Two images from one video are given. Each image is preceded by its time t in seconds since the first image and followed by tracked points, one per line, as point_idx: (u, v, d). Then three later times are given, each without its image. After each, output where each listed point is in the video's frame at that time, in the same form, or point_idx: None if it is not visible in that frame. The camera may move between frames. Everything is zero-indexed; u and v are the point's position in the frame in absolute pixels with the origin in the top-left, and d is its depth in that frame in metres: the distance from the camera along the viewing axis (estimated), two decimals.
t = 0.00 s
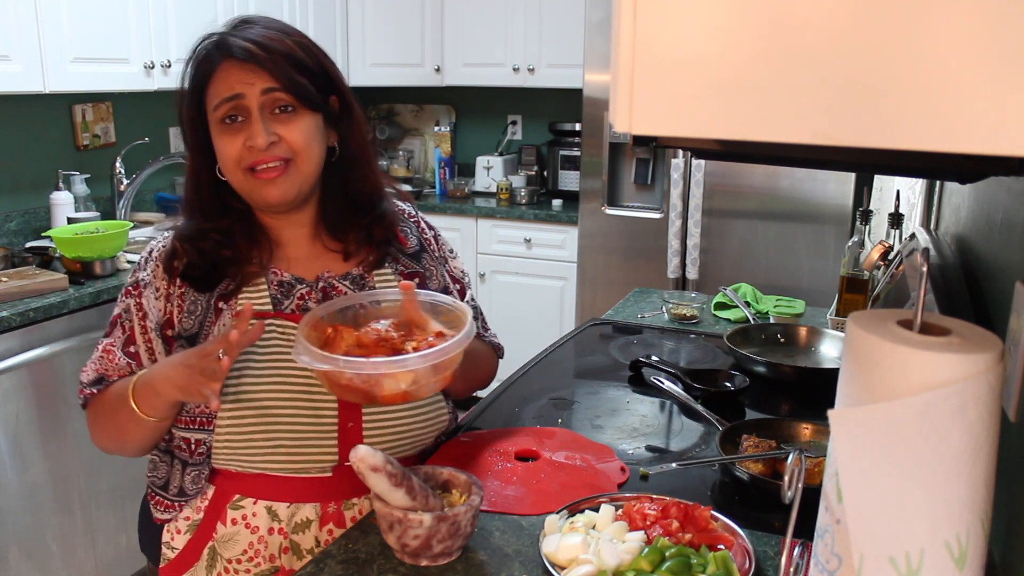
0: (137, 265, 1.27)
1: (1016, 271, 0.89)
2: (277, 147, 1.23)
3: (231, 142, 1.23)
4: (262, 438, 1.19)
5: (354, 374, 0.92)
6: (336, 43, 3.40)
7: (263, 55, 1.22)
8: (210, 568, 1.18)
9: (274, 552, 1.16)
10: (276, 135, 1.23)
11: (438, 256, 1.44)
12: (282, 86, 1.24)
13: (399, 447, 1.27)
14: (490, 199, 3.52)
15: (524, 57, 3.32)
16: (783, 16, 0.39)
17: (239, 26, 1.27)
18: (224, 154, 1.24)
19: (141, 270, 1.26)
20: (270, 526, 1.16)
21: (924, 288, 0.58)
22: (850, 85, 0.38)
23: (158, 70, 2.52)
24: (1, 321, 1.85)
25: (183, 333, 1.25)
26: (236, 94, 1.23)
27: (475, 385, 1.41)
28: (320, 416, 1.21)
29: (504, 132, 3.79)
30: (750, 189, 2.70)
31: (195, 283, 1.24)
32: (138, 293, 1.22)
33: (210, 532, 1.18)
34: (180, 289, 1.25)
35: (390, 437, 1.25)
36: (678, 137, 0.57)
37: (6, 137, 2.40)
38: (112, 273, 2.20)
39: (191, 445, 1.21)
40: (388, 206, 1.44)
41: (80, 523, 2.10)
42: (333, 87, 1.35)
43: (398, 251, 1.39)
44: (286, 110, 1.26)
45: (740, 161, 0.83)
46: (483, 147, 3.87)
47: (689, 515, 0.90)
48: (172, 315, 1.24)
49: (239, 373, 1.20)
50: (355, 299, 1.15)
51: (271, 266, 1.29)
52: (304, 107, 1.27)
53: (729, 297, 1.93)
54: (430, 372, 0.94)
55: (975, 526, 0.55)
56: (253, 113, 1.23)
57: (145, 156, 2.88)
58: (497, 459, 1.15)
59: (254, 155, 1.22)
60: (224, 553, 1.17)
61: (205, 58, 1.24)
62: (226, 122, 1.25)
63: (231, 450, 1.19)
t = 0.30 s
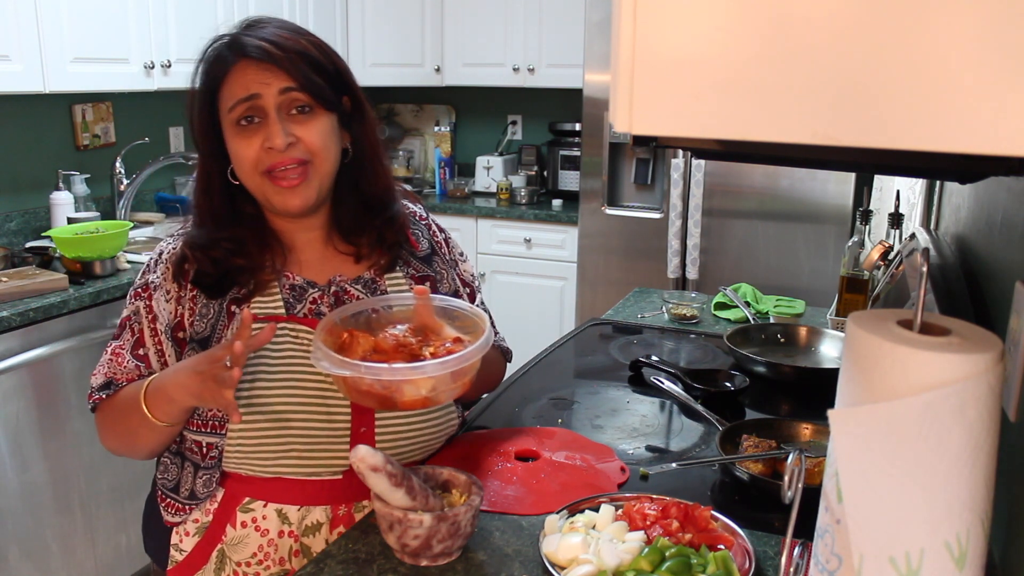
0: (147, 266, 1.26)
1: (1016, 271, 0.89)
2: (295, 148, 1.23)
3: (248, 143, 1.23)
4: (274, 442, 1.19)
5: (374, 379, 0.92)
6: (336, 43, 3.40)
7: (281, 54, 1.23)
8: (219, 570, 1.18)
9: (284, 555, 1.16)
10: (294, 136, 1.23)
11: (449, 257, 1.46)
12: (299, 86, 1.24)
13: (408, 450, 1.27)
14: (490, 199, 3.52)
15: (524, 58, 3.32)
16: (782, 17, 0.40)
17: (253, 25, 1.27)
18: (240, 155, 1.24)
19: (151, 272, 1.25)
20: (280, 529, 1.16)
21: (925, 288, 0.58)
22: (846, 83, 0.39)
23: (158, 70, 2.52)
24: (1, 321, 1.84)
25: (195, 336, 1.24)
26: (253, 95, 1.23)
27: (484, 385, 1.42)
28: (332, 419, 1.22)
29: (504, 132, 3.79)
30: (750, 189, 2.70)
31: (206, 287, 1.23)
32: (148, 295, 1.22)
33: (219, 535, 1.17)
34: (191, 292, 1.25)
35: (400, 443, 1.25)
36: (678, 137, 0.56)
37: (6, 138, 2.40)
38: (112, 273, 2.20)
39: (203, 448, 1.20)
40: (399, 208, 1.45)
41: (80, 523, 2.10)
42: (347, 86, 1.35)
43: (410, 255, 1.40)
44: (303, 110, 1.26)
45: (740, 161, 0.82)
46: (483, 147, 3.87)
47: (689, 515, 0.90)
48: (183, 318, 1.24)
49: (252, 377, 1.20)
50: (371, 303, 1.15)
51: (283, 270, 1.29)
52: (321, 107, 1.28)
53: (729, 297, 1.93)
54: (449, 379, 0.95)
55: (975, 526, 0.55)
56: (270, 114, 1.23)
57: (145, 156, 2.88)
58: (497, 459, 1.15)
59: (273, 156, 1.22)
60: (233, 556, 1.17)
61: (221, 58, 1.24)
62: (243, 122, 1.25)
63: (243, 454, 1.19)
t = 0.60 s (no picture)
0: (141, 264, 1.25)
1: (1016, 272, 0.89)
2: (308, 155, 1.23)
3: (261, 146, 1.23)
4: (270, 442, 1.19)
5: (377, 380, 0.92)
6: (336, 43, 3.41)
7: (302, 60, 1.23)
8: (216, 570, 1.18)
9: (281, 554, 1.16)
10: (308, 142, 1.23)
11: (441, 259, 1.47)
12: (317, 93, 1.25)
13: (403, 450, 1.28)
14: (490, 199, 3.52)
15: (524, 58, 3.32)
16: (783, 17, 0.40)
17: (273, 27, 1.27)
18: (250, 155, 1.24)
19: (145, 271, 1.24)
20: (276, 528, 1.16)
21: (925, 288, 0.58)
22: (846, 83, 0.38)
23: (158, 70, 2.52)
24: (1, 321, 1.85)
25: (188, 335, 1.24)
26: (271, 98, 1.22)
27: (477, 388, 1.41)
28: (326, 417, 1.22)
29: (504, 132, 3.79)
30: (751, 188, 2.70)
31: (199, 286, 1.23)
32: (141, 294, 1.21)
33: (215, 536, 1.17)
34: (184, 291, 1.24)
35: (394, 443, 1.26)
36: (678, 137, 0.56)
37: (6, 138, 2.40)
38: (112, 273, 2.20)
39: (197, 449, 1.20)
40: (400, 217, 1.45)
41: (80, 523, 2.10)
42: (360, 95, 1.36)
43: (404, 258, 1.41)
44: (319, 117, 1.26)
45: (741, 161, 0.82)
46: (483, 147, 3.87)
47: (689, 515, 0.90)
48: (177, 317, 1.24)
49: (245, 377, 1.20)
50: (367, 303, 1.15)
51: (278, 269, 1.29)
52: (337, 115, 1.28)
53: (729, 297, 1.93)
54: (448, 378, 0.95)
55: (975, 526, 0.55)
56: (286, 118, 1.23)
57: (145, 156, 2.88)
58: (497, 459, 1.15)
59: (286, 161, 1.22)
60: (229, 556, 1.17)
61: (239, 58, 1.24)
62: (256, 124, 1.24)
63: (238, 454, 1.19)
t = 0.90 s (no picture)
0: (133, 265, 1.28)
1: (1016, 271, 0.89)
2: (298, 151, 1.23)
3: (252, 141, 1.23)
4: (263, 442, 1.19)
5: (350, 381, 0.92)
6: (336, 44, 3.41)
7: (295, 56, 1.23)
8: (212, 570, 1.17)
9: (277, 553, 1.16)
10: (299, 139, 1.23)
11: (438, 258, 1.46)
12: (309, 91, 1.25)
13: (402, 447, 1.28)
14: (490, 199, 3.52)
15: (524, 58, 3.32)
16: (784, 17, 0.39)
17: (268, 24, 1.27)
18: (241, 151, 1.24)
19: (138, 271, 1.27)
20: (272, 527, 1.16)
21: (925, 288, 0.58)
22: (850, 85, 0.38)
23: (158, 70, 2.52)
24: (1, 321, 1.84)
25: (182, 336, 1.25)
26: (263, 94, 1.23)
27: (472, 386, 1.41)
28: (320, 416, 1.22)
29: (504, 132, 3.79)
30: (751, 188, 2.70)
31: (191, 287, 1.24)
32: (133, 293, 1.25)
33: (211, 536, 1.17)
34: (177, 292, 1.25)
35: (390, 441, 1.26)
36: (678, 137, 0.56)
37: (6, 138, 2.40)
38: (111, 273, 2.20)
39: (193, 449, 1.20)
40: (394, 218, 1.44)
41: (80, 523, 2.10)
42: (354, 95, 1.36)
43: (398, 256, 1.40)
44: (311, 114, 1.26)
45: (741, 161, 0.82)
46: (483, 147, 3.87)
47: (689, 515, 0.90)
48: (169, 317, 1.25)
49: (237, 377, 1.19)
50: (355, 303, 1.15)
51: (269, 269, 1.29)
52: (329, 113, 1.28)
53: (729, 297, 1.93)
54: (426, 377, 0.95)
55: (976, 526, 0.55)
56: (277, 114, 1.23)
57: (145, 156, 2.88)
58: (496, 459, 1.15)
59: (275, 156, 1.22)
60: (226, 555, 1.16)
61: (233, 54, 1.24)
62: (247, 119, 1.24)
63: (233, 454, 1.19)
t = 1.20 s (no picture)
0: (137, 261, 1.28)
1: (1016, 271, 0.89)
2: (292, 144, 1.23)
3: (246, 136, 1.23)
4: (265, 442, 1.19)
5: (339, 381, 0.92)
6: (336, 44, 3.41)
7: (286, 49, 1.23)
8: (214, 570, 1.17)
9: (277, 552, 1.16)
10: (292, 132, 1.23)
11: (443, 262, 1.46)
12: (302, 82, 1.25)
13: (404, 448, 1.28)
14: (490, 199, 3.52)
15: (524, 58, 3.32)
16: (784, 18, 0.40)
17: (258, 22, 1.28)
18: (236, 147, 1.24)
19: (140, 268, 1.28)
20: (273, 526, 1.16)
21: (925, 288, 0.58)
22: (851, 85, 0.38)
23: (158, 70, 2.52)
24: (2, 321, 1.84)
25: (184, 333, 1.24)
26: (255, 87, 1.23)
27: (473, 389, 1.40)
28: (322, 417, 1.22)
29: (504, 132, 3.79)
30: (751, 189, 2.70)
31: (193, 285, 1.24)
32: (135, 291, 1.26)
33: (213, 535, 1.17)
34: (180, 290, 1.25)
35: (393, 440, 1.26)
36: (678, 137, 0.56)
37: (6, 137, 2.40)
38: (112, 273, 2.20)
39: (194, 449, 1.20)
40: (394, 216, 1.44)
41: (80, 523, 2.10)
42: (349, 91, 1.36)
43: (401, 258, 1.40)
44: (304, 108, 1.26)
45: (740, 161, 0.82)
46: (483, 147, 3.87)
47: (689, 515, 0.90)
48: (172, 315, 1.26)
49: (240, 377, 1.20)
50: (354, 304, 1.15)
51: (272, 268, 1.29)
52: (322, 106, 1.28)
53: (729, 297, 1.93)
54: (419, 377, 0.95)
55: (975, 527, 0.55)
56: (270, 107, 1.23)
57: (145, 156, 2.88)
58: (497, 459, 1.15)
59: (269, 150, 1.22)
60: (227, 555, 1.16)
61: (225, 50, 1.25)
62: (241, 115, 1.24)
63: (235, 452, 1.19)
